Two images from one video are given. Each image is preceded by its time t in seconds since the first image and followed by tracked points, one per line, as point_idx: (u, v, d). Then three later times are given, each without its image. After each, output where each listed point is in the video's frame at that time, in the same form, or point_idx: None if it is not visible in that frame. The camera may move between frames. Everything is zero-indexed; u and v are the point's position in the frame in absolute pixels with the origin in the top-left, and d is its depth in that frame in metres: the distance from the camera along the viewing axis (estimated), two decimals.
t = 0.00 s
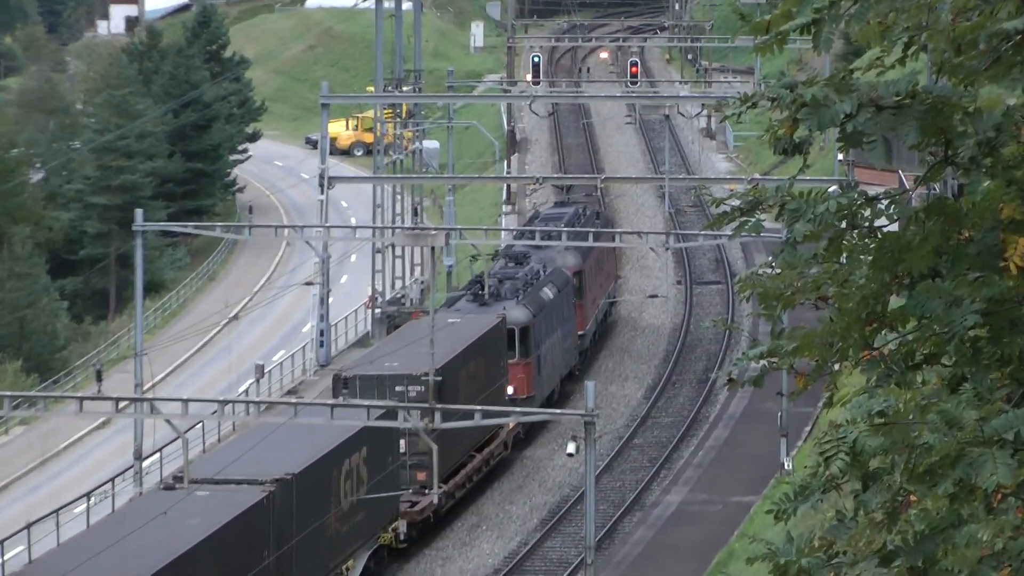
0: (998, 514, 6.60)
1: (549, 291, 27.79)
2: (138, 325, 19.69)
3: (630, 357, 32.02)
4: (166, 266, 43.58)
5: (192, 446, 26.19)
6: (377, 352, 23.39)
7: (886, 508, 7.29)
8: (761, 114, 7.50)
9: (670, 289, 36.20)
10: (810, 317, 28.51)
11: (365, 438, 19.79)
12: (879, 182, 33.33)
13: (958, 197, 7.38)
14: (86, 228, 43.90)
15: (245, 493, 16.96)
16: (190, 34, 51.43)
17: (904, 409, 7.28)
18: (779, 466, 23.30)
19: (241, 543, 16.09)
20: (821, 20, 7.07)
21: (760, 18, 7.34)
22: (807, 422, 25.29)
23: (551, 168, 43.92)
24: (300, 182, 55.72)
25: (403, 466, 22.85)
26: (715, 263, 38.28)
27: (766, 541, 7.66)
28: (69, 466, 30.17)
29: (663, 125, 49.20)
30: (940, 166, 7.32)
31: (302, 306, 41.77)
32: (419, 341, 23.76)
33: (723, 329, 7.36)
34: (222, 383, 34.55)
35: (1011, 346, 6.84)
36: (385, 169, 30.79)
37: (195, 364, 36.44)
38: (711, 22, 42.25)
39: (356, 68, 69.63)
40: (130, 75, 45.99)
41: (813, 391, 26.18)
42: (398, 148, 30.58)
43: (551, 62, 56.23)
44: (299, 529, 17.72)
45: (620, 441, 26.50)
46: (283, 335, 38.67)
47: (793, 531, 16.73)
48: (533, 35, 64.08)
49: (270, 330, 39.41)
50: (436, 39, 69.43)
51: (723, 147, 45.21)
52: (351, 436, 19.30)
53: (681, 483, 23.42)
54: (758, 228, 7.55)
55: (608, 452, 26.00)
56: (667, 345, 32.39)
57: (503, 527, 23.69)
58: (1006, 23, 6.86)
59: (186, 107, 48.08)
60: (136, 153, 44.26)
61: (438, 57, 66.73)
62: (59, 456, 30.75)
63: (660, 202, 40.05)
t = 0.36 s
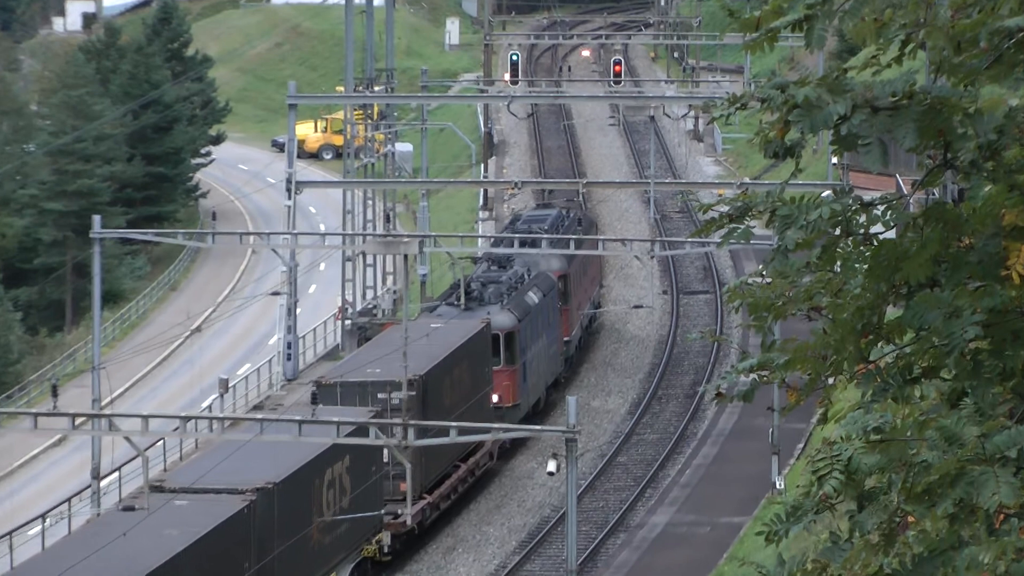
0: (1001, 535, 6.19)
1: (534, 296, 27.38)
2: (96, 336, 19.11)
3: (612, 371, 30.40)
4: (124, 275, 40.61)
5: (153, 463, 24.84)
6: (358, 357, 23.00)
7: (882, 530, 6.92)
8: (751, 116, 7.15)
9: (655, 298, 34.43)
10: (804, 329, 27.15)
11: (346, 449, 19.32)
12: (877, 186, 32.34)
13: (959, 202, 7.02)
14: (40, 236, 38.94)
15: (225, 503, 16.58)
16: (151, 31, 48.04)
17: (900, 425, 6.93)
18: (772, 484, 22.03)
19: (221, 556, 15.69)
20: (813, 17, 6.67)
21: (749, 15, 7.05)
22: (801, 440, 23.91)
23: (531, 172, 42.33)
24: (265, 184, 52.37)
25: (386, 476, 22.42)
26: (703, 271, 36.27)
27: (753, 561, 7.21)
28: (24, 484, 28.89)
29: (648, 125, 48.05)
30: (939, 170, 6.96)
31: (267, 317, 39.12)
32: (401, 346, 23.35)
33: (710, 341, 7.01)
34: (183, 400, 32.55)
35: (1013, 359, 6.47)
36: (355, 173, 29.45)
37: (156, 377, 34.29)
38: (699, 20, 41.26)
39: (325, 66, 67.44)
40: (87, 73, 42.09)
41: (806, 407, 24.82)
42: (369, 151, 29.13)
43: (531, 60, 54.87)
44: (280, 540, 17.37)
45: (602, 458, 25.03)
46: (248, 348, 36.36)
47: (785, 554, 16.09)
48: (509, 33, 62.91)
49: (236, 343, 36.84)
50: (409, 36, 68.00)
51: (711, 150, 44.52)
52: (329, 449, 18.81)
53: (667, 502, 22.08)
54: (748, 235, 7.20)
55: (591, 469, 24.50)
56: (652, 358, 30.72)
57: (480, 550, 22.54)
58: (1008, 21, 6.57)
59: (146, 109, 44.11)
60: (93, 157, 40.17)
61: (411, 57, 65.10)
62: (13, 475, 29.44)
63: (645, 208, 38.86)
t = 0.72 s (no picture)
0: (1014, 559, 5.91)
1: (528, 300, 27.07)
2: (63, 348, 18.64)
3: (606, 386, 29.54)
4: (93, 285, 39.38)
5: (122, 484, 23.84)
6: (349, 363, 22.64)
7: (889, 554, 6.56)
8: (751, 117, 6.78)
9: (650, 309, 33.52)
10: (806, 342, 26.43)
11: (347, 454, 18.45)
12: (883, 193, 31.94)
13: (969, 209, 6.69)
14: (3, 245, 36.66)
15: (216, 512, 16.22)
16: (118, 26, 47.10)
17: (908, 445, 6.60)
18: (772, 507, 21.28)
19: (212, 567, 15.35)
20: (816, 13, 6.33)
21: (748, 11, 6.69)
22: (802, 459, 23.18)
23: (518, 176, 41.94)
24: (241, 191, 51.46)
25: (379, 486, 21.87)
26: (700, 280, 35.57)
27: None
28: None
29: (643, 129, 47.40)
30: (949, 175, 6.64)
31: (243, 330, 38.71)
32: (394, 352, 23.00)
33: (707, 355, 6.65)
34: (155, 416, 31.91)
35: None
36: (335, 177, 28.45)
37: (125, 393, 33.71)
38: (694, 16, 40.48)
39: (302, 66, 66.20)
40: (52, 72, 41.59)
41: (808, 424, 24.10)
42: (349, 154, 28.31)
43: (520, 60, 54.26)
44: (272, 551, 17.02)
45: (594, 479, 24.10)
46: (222, 361, 35.84)
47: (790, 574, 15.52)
48: (495, 29, 62.01)
49: (209, 355, 36.41)
50: (391, 33, 66.89)
51: (709, 154, 44.14)
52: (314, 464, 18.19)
53: (662, 525, 21.33)
54: (747, 244, 6.82)
55: (582, 491, 23.57)
56: (647, 372, 29.85)
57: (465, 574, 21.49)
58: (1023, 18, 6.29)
59: (114, 110, 43.26)
60: (58, 161, 38.68)
61: (393, 54, 64.04)
62: None
63: (639, 213, 38.48)
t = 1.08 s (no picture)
0: None
1: (524, 301, 26.72)
2: (29, 359, 18.15)
3: (600, 399, 28.64)
4: (60, 292, 38.64)
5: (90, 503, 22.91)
6: (344, 366, 22.31)
7: None
8: (754, 116, 6.43)
9: (647, 318, 32.65)
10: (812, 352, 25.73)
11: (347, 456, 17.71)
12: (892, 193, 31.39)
13: (984, 213, 6.35)
14: None
15: (207, 520, 15.85)
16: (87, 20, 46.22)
17: (919, 460, 6.24)
18: (775, 527, 20.85)
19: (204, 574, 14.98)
20: (822, 6, 6.03)
21: (752, 4, 6.34)
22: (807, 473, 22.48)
23: (507, 177, 41.41)
24: (216, 193, 50.42)
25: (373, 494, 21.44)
26: (701, 286, 34.59)
27: None
28: None
29: (641, 127, 46.78)
30: (962, 176, 6.31)
31: (218, 340, 38.26)
32: (389, 355, 22.65)
33: (707, 367, 6.31)
34: (126, 429, 31.36)
35: None
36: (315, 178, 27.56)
37: (95, 406, 33.11)
38: (692, 10, 39.82)
39: (281, 60, 64.33)
40: (16, 67, 40.88)
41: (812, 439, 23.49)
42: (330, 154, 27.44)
43: (512, 54, 53.64)
44: (266, 561, 16.68)
45: (588, 497, 23.35)
46: (196, 374, 35.37)
47: None
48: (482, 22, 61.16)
49: (180, 367, 36.05)
50: (375, 27, 65.92)
51: (709, 154, 43.79)
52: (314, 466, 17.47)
53: (660, 546, 20.87)
54: (749, 250, 6.45)
55: (575, 509, 22.84)
56: (644, 385, 28.96)
57: None
58: None
59: (82, 107, 41.99)
60: (24, 160, 37.84)
61: (377, 48, 63.24)
62: None
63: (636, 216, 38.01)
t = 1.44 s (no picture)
0: None
1: (516, 301, 26.36)
2: None
3: (590, 411, 27.64)
4: (19, 298, 36.13)
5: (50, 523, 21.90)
6: (332, 366, 21.97)
7: None
8: (752, 113, 6.10)
9: (639, 326, 31.65)
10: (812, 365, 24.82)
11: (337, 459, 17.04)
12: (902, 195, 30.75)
13: (995, 214, 6.03)
14: None
15: (194, 525, 15.47)
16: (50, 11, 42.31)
17: (926, 477, 5.94)
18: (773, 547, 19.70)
19: None
20: None
21: None
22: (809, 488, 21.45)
23: (491, 177, 40.67)
24: (184, 195, 48.04)
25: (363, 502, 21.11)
26: (694, 292, 33.57)
27: None
28: None
29: (631, 126, 46.12)
30: (971, 177, 6.00)
31: (186, 350, 36.10)
32: (379, 357, 22.31)
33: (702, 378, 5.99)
34: (92, 441, 29.10)
35: None
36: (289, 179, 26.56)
37: (57, 417, 30.58)
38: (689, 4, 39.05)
39: (253, 55, 62.02)
40: None
41: (815, 453, 22.39)
42: (305, 153, 26.46)
43: (496, 47, 52.96)
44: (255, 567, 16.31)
45: (578, 514, 22.41)
46: (162, 385, 33.23)
47: None
48: (464, 15, 59.95)
49: (146, 377, 33.88)
50: (353, 19, 63.55)
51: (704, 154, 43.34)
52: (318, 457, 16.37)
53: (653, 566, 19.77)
54: (746, 253, 6.11)
55: (563, 529, 21.91)
56: (634, 397, 27.97)
57: None
58: None
59: (42, 104, 38.32)
60: None
61: (354, 41, 60.57)
62: None
63: (628, 219, 37.45)
